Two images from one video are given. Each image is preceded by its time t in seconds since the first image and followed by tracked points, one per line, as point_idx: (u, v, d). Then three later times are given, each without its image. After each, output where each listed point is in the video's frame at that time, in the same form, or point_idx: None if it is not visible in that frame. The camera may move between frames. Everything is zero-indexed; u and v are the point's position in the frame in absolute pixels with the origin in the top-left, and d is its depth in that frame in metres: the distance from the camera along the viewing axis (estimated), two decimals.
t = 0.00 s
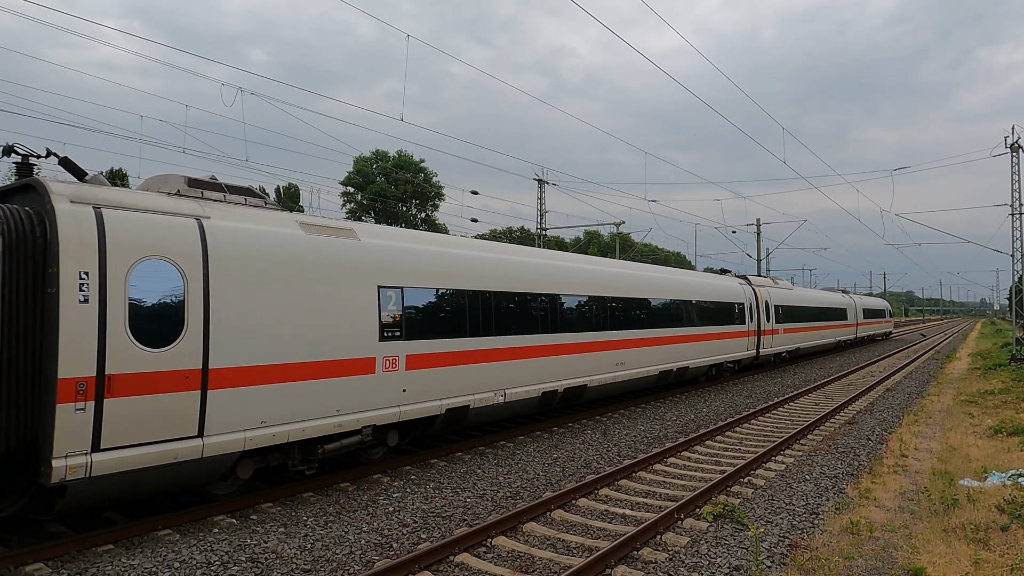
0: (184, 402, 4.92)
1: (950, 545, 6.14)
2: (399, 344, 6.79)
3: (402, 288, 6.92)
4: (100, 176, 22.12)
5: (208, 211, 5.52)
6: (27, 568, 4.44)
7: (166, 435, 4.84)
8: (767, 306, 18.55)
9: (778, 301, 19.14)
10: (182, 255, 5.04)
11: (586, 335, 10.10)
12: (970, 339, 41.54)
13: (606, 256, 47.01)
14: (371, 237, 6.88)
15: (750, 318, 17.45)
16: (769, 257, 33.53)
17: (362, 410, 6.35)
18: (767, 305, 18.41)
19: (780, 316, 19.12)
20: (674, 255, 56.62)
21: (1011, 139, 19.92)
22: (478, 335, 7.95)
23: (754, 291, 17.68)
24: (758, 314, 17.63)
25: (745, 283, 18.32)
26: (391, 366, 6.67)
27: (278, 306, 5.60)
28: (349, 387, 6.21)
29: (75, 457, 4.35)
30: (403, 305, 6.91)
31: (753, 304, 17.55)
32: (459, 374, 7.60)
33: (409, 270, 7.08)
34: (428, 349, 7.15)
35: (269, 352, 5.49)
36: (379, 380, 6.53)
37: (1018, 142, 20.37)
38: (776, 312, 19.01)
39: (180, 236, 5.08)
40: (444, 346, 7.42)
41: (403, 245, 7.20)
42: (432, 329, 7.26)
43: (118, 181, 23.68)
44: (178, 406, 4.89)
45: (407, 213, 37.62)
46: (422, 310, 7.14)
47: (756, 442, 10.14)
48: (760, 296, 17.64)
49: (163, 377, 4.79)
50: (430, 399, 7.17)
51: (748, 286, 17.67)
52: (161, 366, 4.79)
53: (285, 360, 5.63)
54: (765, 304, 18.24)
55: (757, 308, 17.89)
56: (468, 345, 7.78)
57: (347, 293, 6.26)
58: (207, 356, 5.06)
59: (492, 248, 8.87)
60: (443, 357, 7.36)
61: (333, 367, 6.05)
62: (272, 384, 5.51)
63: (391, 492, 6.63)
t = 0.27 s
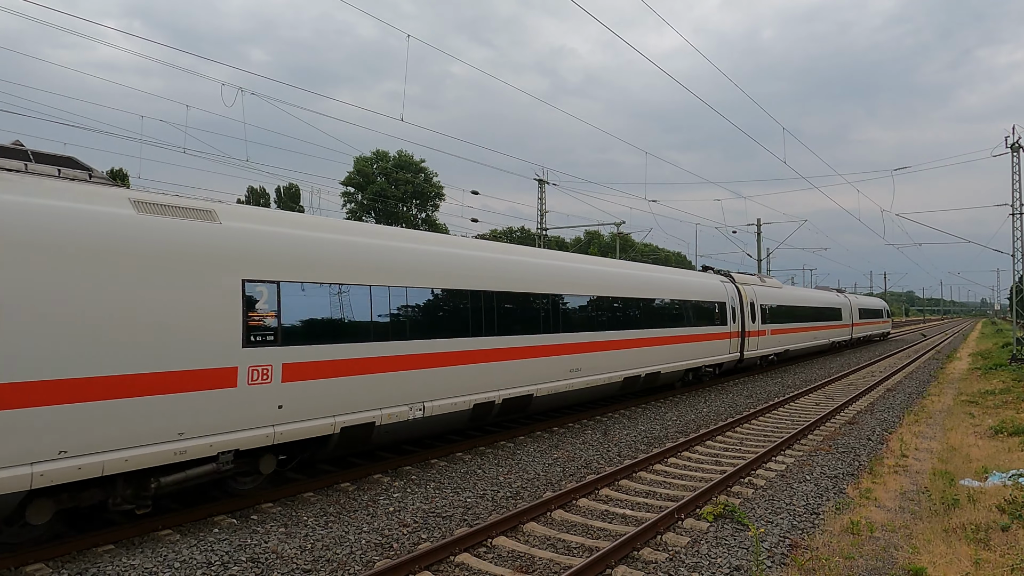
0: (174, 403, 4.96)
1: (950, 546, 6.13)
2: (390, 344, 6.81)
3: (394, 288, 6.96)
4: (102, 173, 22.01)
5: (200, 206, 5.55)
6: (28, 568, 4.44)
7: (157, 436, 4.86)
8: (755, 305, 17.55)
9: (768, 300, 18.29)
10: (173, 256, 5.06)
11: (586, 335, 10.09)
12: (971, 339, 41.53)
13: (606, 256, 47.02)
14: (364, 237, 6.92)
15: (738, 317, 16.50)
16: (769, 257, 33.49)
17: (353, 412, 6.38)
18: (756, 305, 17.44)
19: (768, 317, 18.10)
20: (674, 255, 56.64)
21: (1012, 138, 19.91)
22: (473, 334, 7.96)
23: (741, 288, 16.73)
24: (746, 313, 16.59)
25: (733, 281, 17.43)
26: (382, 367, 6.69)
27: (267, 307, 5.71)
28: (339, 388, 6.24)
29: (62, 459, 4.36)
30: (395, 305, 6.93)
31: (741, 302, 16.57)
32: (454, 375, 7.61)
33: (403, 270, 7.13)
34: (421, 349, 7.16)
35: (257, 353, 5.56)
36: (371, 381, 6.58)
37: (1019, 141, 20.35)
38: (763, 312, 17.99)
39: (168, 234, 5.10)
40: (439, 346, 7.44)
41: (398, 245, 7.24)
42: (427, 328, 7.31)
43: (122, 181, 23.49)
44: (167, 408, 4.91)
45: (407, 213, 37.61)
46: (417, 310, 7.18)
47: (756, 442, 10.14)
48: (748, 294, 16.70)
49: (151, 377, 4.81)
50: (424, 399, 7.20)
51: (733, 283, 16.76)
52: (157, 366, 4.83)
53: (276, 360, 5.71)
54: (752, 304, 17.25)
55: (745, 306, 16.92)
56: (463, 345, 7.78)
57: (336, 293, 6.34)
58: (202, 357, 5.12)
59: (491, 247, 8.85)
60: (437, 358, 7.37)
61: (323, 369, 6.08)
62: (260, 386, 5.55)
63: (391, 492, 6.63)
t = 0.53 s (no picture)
0: (173, 402, 4.96)
1: (951, 546, 6.13)
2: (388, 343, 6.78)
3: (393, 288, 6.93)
4: (103, 174, 21.97)
5: (196, 203, 5.55)
6: (29, 568, 4.44)
7: (157, 436, 4.87)
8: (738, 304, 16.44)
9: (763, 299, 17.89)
10: (165, 255, 5.08)
11: (587, 335, 10.06)
12: (972, 339, 41.51)
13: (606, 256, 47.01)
14: (366, 238, 6.90)
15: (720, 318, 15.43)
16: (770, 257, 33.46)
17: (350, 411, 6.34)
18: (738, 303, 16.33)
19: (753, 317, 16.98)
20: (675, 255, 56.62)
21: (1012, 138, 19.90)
22: (473, 334, 7.93)
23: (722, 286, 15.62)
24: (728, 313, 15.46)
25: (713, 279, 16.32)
26: (381, 367, 6.67)
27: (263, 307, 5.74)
28: (337, 387, 6.22)
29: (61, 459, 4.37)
30: (395, 304, 6.91)
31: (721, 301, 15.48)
32: (454, 374, 7.58)
33: (404, 270, 7.11)
34: (420, 349, 7.14)
35: (252, 352, 5.56)
36: (372, 381, 6.56)
37: (1020, 141, 20.33)
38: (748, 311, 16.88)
39: (162, 231, 5.10)
40: (439, 346, 7.41)
41: (399, 245, 7.22)
42: (426, 328, 7.29)
43: (122, 181, 23.37)
44: (165, 407, 4.91)
45: (408, 213, 37.59)
46: (418, 310, 7.17)
47: (757, 442, 10.13)
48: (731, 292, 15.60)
49: (146, 377, 4.82)
50: (425, 400, 7.18)
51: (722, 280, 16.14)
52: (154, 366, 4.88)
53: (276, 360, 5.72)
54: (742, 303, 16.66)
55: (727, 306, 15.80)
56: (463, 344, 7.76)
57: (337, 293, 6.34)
58: (197, 357, 5.17)
59: (492, 247, 8.83)
60: (436, 357, 7.35)
61: (320, 369, 6.05)
62: (257, 385, 5.54)
63: (392, 492, 6.63)
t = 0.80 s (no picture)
0: (174, 403, 4.97)
1: (951, 545, 6.12)
2: (387, 343, 6.76)
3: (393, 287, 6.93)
4: (104, 174, 21.97)
5: (196, 203, 5.55)
6: (30, 567, 4.44)
7: (158, 436, 4.88)
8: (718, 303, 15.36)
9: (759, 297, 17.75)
10: (165, 255, 5.09)
11: (586, 335, 10.06)
12: (972, 339, 41.54)
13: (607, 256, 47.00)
14: (365, 237, 6.89)
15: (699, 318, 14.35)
16: (770, 257, 33.44)
17: (349, 411, 6.33)
18: (718, 302, 15.29)
19: (735, 317, 15.93)
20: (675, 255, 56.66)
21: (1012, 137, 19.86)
22: (473, 334, 7.92)
23: (701, 284, 14.50)
24: (707, 313, 14.33)
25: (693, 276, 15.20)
26: (380, 366, 6.66)
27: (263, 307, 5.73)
28: (336, 388, 6.21)
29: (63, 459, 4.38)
30: (395, 305, 6.91)
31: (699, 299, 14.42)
32: (453, 374, 7.57)
33: (404, 270, 7.10)
34: (420, 349, 7.13)
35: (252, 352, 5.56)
36: (371, 381, 6.56)
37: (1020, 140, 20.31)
38: (729, 311, 15.87)
39: (163, 231, 5.10)
40: (439, 346, 7.40)
41: (398, 245, 7.21)
42: (426, 328, 7.28)
43: (119, 181, 23.18)
44: (166, 408, 4.92)
45: (408, 214, 37.57)
46: (417, 310, 7.16)
47: (757, 442, 10.11)
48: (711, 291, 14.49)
49: (147, 376, 4.83)
50: (424, 400, 7.17)
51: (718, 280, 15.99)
52: (151, 365, 4.86)
53: (274, 360, 5.71)
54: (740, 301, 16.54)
55: (707, 306, 14.68)
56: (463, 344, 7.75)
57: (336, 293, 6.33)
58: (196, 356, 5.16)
59: (492, 247, 8.82)
60: (435, 357, 7.34)
61: (319, 368, 6.04)
62: (256, 385, 5.53)
63: (392, 492, 6.63)
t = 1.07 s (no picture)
0: (173, 403, 4.97)
1: (952, 545, 6.12)
2: (387, 343, 6.77)
3: (393, 287, 6.92)
4: (103, 175, 22.00)
5: (196, 203, 5.54)
6: (30, 567, 4.45)
7: (156, 437, 4.88)
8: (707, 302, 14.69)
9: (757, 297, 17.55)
10: (166, 256, 5.08)
11: (586, 335, 10.05)
12: (972, 339, 41.54)
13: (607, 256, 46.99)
14: (364, 236, 6.89)
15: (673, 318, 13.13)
16: (770, 257, 33.42)
17: (347, 412, 6.32)
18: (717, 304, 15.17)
19: (713, 317, 14.66)
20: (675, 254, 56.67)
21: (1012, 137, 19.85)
22: (472, 334, 7.91)
23: (675, 280, 13.25)
24: (681, 312, 13.11)
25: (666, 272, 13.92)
26: (379, 366, 6.66)
27: (262, 307, 5.72)
28: (335, 389, 6.20)
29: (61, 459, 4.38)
30: (395, 305, 6.90)
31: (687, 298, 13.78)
32: (452, 374, 7.57)
33: (403, 270, 7.09)
34: (419, 349, 7.13)
35: (252, 353, 5.56)
36: (370, 381, 6.55)
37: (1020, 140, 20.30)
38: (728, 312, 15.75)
39: (163, 231, 5.09)
40: (438, 346, 7.40)
41: (398, 245, 7.20)
42: (426, 328, 7.28)
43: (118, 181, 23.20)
44: (165, 408, 4.91)
45: (408, 214, 37.57)
46: (417, 310, 7.15)
47: (757, 442, 10.11)
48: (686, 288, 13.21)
49: (146, 377, 4.83)
50: (423, 400, 7.17)
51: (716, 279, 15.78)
52: (150, 365, 4.86)
53: (273, 360, 5.70)
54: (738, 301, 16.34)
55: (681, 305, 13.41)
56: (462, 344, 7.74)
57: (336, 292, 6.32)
58: (195, 356, 5.15)
59: (492, 246, 8.81)
60: (435, 357, 7.34)
61: (318, 369, 6.04)
62: (253, 386, 5.52)
63: (392, 492, 6.63)
